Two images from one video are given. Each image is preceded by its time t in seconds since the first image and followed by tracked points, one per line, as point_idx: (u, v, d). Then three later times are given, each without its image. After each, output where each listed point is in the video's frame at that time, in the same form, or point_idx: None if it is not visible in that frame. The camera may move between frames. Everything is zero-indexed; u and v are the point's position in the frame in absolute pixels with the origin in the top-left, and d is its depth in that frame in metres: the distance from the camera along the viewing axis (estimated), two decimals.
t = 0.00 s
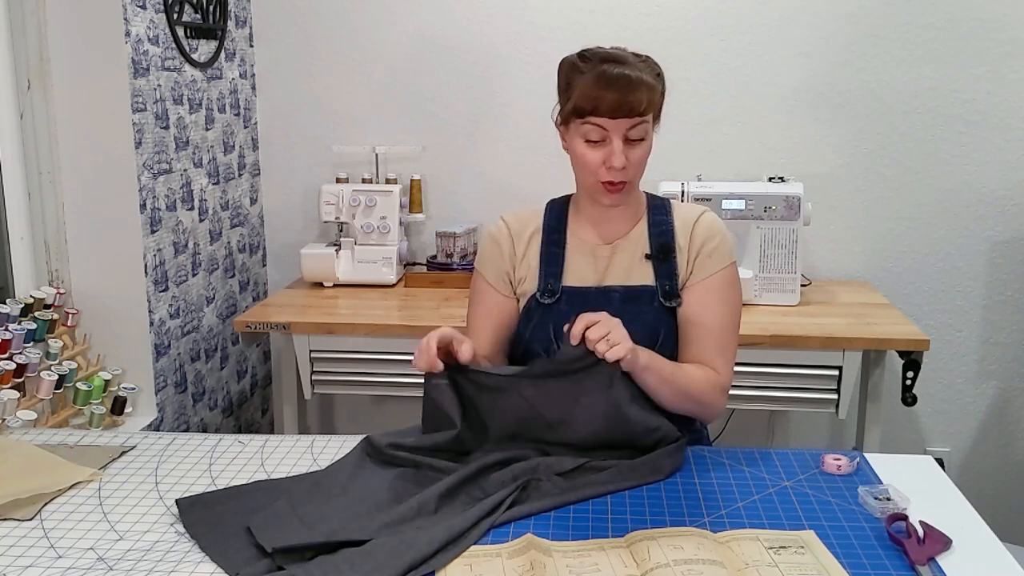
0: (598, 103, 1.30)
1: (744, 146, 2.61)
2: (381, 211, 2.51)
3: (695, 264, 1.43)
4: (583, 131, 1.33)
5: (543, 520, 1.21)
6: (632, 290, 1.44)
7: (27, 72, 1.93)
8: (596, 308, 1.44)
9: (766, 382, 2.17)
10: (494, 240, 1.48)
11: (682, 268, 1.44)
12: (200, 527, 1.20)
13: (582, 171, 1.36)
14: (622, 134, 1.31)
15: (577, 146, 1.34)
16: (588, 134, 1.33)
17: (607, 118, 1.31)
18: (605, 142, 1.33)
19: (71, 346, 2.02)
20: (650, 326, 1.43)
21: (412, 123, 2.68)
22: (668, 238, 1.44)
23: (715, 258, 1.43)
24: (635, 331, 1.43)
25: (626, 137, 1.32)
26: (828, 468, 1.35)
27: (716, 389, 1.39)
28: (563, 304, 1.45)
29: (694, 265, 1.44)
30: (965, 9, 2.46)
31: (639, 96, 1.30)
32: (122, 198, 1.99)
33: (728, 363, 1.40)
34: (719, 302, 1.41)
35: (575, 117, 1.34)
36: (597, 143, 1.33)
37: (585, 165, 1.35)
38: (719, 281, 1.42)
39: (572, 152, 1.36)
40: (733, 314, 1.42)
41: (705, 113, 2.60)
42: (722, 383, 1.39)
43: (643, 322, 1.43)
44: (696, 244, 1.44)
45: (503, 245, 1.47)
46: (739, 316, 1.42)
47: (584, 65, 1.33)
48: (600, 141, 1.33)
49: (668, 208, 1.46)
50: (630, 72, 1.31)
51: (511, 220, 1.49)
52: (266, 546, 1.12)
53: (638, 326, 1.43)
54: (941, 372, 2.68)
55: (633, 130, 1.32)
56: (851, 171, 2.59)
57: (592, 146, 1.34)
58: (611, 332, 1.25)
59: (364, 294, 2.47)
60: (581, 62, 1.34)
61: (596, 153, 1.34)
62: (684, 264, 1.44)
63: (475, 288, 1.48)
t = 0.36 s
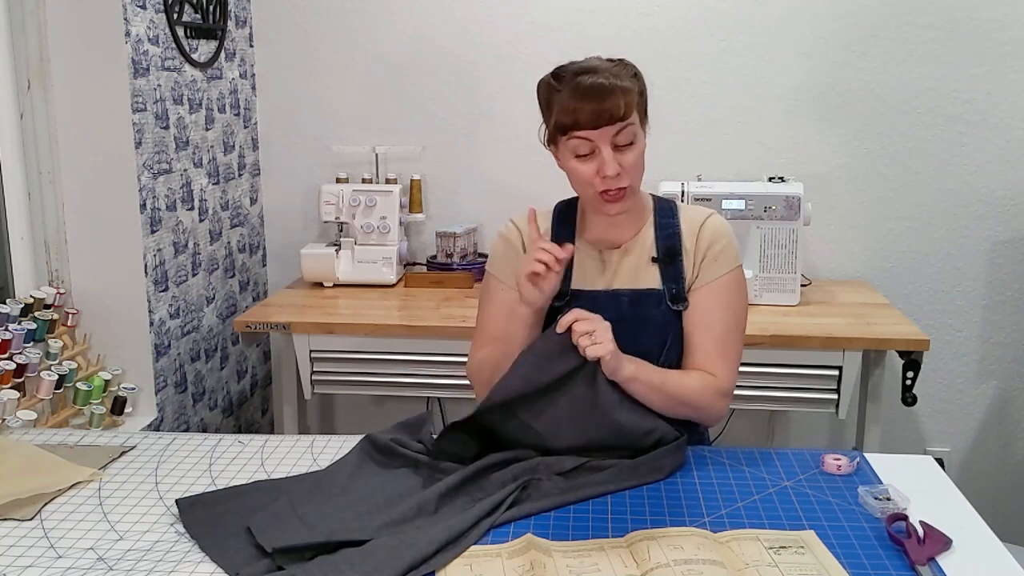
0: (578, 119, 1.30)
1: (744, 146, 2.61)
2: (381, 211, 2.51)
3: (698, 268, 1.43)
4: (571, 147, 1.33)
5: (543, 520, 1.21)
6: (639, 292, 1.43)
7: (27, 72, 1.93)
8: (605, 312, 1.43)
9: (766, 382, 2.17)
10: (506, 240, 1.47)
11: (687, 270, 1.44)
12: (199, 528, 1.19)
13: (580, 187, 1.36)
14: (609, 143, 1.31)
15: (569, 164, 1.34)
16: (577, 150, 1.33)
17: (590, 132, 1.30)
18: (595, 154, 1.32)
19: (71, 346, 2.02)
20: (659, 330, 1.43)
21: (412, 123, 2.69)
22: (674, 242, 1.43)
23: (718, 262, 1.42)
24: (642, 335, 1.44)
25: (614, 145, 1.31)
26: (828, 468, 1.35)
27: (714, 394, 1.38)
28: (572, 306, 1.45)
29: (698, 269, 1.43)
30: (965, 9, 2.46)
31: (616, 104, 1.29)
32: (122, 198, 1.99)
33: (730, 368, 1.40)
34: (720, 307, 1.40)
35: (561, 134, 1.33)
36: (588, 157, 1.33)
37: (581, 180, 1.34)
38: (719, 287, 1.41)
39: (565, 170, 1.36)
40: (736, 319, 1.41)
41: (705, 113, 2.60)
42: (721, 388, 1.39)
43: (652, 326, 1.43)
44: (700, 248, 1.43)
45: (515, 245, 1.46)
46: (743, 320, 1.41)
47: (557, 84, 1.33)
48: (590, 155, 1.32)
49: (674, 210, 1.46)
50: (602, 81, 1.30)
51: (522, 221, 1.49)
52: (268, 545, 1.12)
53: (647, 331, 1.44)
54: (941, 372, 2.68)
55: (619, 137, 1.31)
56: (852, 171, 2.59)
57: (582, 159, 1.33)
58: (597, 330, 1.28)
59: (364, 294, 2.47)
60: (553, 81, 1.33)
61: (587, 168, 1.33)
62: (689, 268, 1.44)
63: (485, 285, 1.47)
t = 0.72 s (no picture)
0: (605, 94, 1.31)
1: (744, 146, 2.61)
2: (381, 211, 2.51)
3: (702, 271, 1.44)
4: (591, 124, 1.34)
5: (543, 520, 1.21)
6: (642, 296, 1.43)
7: (27, 72, 1.93)
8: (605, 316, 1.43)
9: (767, 382, 2.17)
10: (500, 244, 1.48)
11: (689, 274, 1.45)
12: (199, 528, 1.19)
13: (593, 168, 1.35)
14: (631, 123, 1.32)
15: (587, 140, 1.34)
16: (598, 126, 1.33)
17: (616, 108, 1.32)
18: (615, 133, 1.33)
19: (71, 346, 2.02)
20: (660, 334, 1.43)
21: (412, 123, 2.69)
22: (674, 244, 1.44)
23: (723, 264, 1.44)
24: (642, 339, 1.43)
25: (635, 126, 1.33)
26: (828, 468, 1.35)
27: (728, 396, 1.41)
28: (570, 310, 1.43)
29: (702, 272, 1.44)
30: (965, 9, 2.46)
31: (645, 85, 1.31)
32: (122, 198, 1.99)
33: (739, 369, 1.43)
34: (727, 310, 1.43)
35: (581, 111, 1.34)
36: (607, 135, 1.33)
37: (594, 159, 1.34)
38: (726, 289, 1.43)
39: (581, 149, 1.35)
40: (741, 319, 1.44)
41: (705, 113, 2.60)
42: (734, 390, 1.42)
43: (654, 330, 1.43)
44: (702, 250, 1.44)
45: (509, 250, 1.46)
46: (746, 322, 1.45)
47: (586, 63, 1.35)
48: (611, 133, 1.33)
49: (674, 211, 1.46)
50: (633, 65, 1.33)
51: (516, 224, 1.48)
52: (269, 545, 1.12)
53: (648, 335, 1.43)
54: (941, 372, 2.68)
55: (641, 121, 1.33)
56: (852, 171, 2.59)
57: (600, 138, 1.34)
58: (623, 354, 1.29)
59: (365, 294, 2.47)
60: (583, 61, 1.35)
61: (606, 145, 1.33)
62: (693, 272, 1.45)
63: (479, 290, 1.49)
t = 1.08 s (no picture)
0: (621, 86, 1.32)
1: (744, 147, 2.61)
2: (381, 211, 2.51)
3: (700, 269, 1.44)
4: (601, 114, 1.35)
5: (543, 520, 1.21)
6: (636, 293, 1.44)
7: (27, 72, 1.93)
8: (599, 311, 1.45)
9: (766, 382, 2.17)
10: (489, 239, 1.48)
11: (686, 273, 1.45)
12: (198, 528, 1.19)
13: (592, 156, 1.35)
14: (640, 120, 1.33)
15: (594, 127, 1.35)
16: (609, 115, 1.34)
17: (628, 102, 1.33)
18: (623, 126, 1.34)
19: (71, 346, 2.02)
20: (655, 329, 1.44)
21: (412, 124, 2.69)
22: (668, 240, 1.44)
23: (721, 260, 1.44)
24: (637, 335, 1.44)
25: (643, 125, 1.34)
26: (828, 468, 1.35)
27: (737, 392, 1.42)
28: (564, 306, 1.46)
29: (700, 271, 1.44)
30: (965, 9, 2.46)
31: (663, 87, 1.33)
32: (122, 198, 1.99)
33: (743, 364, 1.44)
34: (727, 306, 1.44)
35: (594, 100, 1.35)
36: (614, 127, 1.34)
37: (596, 148, 1.35)
38: (725, 285, 1.44)
39: (587, 135, 1.36)
40: (741, 314, 1.45)
41: (705, 113, 2.60)
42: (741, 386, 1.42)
43: (648, 325, 1.44)
44: (697, 247, 1.45)
45: (499, 246, 1.47)
46: (745, 318, 1.45)
47: (613, 55, 1.36)
48: (619, 125, 1.34)
49: (668, 207, 1.46)
50: (657, 66, 1.34)
51: (506, 220, 1.49)
52: (268, 544, 1.12)
53: (642, 331, 1.44)
54: (941, 372, 2.68)
55: (650, 122, 1.34)
56: (852, 171, 2.59)
57: (607, 129, 1.35)
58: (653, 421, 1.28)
59: (365, 294, 2.47)
60: (610, 53, 1.37)
61: (611, 136, 1.34)
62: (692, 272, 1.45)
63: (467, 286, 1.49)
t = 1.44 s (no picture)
0: (619, 87, 1.32)
1: (744, 147, 2.61)
2: (381, 211, 2.51)
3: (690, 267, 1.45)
4: (597, 115, 1.35)
5: (543, 520, 1.21)
6: (627, 293, 1.45)
7: (27, 72, 1.93)
8: (591, 311, 1.45)
9: (766, 382, 2.17)
10: (486, 243, 1.48)
11: (677, 271, 1.45)
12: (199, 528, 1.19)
13: (590, 156, 1.35)
14: (637, 122, 1.33)
15: (590, 128, 1.35)
16: (604, 117, 1.34)
17: (624, 103, 1.33)
18: (620, 127, 1.34)
19: (71, 346, 2.02)
20: (647, 328, 1.45)
21: (412, 124, 2.69)
22: (661, 239, 1.45)
23: (711, 259, 1.44)
24: (629, 334, 1.45)
25: (640, 127, 1.34)
26: (828, 468, 1.35)
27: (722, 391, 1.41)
28: (557, 307, 1.46)
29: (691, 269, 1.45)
30: (964, 9, 2.46)
31: (660, 89, 1.33)
32: (122, 198, 1.99)
33: (735, 366, 1.43)
34: (719, 305, 1.43)
35: (590, 102, 1.35)
36: (611, 128, 1.34)
37: (593, 149, 1.35)
38: (717, 284, 1.43)
39: (582, 136, 1.36)
40: (734, 315, 1.44)
41: (705, 114, 2.60)
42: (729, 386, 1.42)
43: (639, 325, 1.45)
44: (688, 246, 1.45)
45: (497, 248, 1.47)
46: (739, 318, 1.44)
47: (608, 56, 1.37)
48: (615, 126, 1.34)
49: (661, 207, 1.47)
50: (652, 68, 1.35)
51: (503, 222, 1.49)
52: (268, 544, 1.12)
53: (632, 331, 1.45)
54: (941, 372, 2.68)
55: (646, 124, 1.35)
56: (852, 171, 2.59)
57: (603, 130, 1.35)
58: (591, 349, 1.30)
59: (365, 294, 2.47)
60: (604, 54, 1.37)
61: (608, 137, 1.34)
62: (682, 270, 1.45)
63: (467, 291, 1.49)
